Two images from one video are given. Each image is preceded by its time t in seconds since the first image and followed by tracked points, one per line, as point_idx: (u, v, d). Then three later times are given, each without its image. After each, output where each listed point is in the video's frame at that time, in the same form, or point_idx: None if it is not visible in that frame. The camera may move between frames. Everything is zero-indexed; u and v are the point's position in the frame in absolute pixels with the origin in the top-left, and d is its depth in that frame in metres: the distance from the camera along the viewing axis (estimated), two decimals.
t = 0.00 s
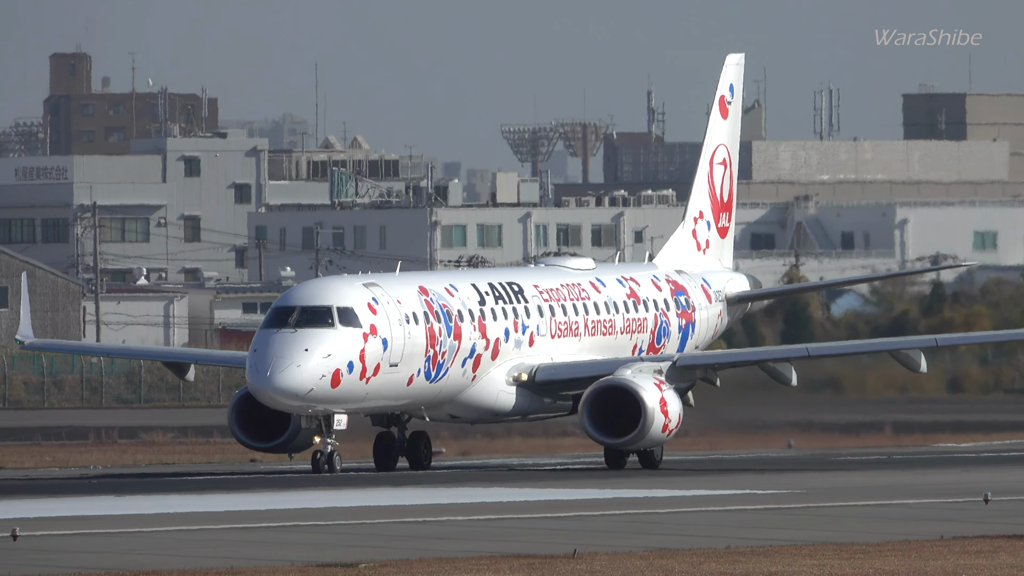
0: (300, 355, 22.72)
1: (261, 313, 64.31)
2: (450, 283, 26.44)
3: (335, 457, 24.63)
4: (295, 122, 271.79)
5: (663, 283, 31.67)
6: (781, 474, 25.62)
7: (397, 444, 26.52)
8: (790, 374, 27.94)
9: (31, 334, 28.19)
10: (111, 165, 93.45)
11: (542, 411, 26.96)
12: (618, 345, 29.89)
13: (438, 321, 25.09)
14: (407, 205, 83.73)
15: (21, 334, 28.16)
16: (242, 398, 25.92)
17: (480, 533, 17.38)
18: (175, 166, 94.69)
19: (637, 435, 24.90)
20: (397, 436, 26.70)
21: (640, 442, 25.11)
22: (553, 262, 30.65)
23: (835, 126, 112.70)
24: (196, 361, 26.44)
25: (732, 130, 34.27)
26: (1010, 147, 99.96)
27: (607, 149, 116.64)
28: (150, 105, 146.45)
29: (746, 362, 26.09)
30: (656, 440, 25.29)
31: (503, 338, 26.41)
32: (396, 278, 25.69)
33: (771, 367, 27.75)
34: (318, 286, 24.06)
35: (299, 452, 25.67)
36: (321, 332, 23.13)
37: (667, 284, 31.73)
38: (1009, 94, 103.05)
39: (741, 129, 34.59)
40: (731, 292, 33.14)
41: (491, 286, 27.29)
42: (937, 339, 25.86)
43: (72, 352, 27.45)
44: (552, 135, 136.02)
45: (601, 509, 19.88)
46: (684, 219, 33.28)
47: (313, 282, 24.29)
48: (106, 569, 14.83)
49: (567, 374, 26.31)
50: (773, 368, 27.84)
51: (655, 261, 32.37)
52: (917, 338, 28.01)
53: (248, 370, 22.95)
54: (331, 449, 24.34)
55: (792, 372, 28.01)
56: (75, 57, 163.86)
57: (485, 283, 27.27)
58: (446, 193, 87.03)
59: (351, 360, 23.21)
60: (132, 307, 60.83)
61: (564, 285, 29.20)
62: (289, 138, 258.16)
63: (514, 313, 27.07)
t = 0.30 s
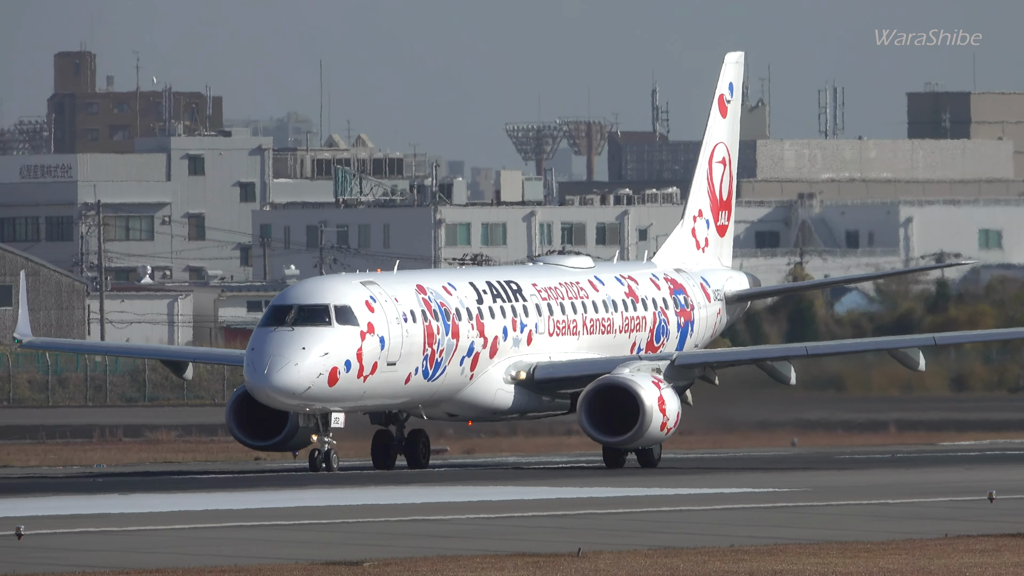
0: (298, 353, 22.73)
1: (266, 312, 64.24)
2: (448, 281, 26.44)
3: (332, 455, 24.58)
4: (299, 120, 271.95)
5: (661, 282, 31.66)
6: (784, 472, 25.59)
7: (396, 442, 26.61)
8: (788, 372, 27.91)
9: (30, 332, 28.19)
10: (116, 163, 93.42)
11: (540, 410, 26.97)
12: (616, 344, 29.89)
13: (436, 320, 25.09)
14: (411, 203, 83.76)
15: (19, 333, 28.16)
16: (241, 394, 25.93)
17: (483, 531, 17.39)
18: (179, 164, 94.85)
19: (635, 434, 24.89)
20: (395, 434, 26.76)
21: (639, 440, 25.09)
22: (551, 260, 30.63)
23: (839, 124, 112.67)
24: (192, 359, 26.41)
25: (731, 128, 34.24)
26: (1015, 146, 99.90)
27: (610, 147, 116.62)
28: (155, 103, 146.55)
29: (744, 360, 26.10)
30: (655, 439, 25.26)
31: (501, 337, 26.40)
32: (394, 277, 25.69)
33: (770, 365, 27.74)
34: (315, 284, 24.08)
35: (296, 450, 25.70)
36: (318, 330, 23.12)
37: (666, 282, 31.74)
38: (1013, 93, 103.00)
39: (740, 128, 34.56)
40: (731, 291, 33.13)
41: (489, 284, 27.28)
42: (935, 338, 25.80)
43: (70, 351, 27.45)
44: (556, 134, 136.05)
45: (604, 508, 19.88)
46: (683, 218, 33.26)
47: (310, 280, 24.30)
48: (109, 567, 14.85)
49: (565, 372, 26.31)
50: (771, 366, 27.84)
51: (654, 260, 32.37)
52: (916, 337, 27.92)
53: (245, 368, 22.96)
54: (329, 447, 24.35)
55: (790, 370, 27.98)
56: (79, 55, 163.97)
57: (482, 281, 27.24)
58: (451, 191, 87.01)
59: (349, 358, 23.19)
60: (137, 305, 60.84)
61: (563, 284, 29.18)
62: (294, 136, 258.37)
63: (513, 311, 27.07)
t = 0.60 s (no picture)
0: (294, 352, 22.73)
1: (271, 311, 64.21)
2: (445, 280, 26.45)
3: (330, 455, 24.62)
4: (304, 119, 272.12)
5: (660, 281, 31.67)
6: (787, 470, 25.57)
7: (394, 442, 26.62)
8: (786, 372, 27.80)
9: (28, 332, 28.16)
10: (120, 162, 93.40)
11: (538, 409, 26.97)
12: (614, 342, 29.88)
13: (434, 318, 25.09)
14: (415, 202, 83.81)
15: (17, 332, 28.12)
16: (238, 393, 25.92)
17: (488, 530, 17.39)
18: (184, 163, 94.93)
19: (632, 433, 24.89)
20: (393, 434, 26.78)
21: (636, 440, 25.09)
22: (550, 259, 30.63)
23: (844, 123, 112.65)
24: (191, 358, 26.39)
25: (730, 127, 34.21)
26: (1019, 144, 99.85)
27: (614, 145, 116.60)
28: (159, 102, 146.58)
29: (743, 359, 26.12)
30: (653, 438, 25.26)
31: (498, 336, 26.40)
32: (392, 276, 25.71)
33: (768, 364, 27.71)
34: (311, 284, 24.10)
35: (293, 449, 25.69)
36: (315, 329, 23.13)
37: (664, 281, 31.74)
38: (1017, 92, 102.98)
39: (739, 127, 34.54)
40: (729, 290, 33.13)
41: (487, 283, 27.29)
42: (933, 338, 25.78)
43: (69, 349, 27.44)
44: (560, 132, 136.09)
45: (607, 507, 19.88)
46: (682, 217, 33.24)
47: (307, 280, 24.31)
48: (114, 566, 14.85)
49: (563, 371, 26.30)
50: (769, 365, 27.76)
51: (652, 259, 32.36)
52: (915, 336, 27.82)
53: (243, 367, 22.95)
54: (326, 447, 24.42)
55: (788, 369, 27.85)
56: (83, 54, 163.99)
57: (480, 280, 27.24)
58: (455, 190, 87.07)
59: (345, 357, 23.19)
60: (141, 304, 60.78)
61: (561, 283, 29.17)
62: (298, 134, 258.56)
63: (510, 310, 27.07)
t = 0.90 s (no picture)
0: (290, 351, 22.72)
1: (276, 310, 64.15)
2: (442, 280, 26.45)
3: (325, 454, 24.67)
4: (308, 118, 272.24)
5: (657, 280, 31.67)
6: (789, 470, 25.54)
7: (390, 441, 26.60)
8: (784, 372, 27.47)
9: (25, 331, 28.11)
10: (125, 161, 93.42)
11: (535, 409, 26.93)
12: (612, 342, 29.87)
13: (430, 318, 25.10)
14: (420, 201, 83.82)
15: (14, 331, 28.09)
16: (235, 393, 25.92)
17: (492, 530, 17.40)
18: (188, 162, 95.06)
19: (629, 433, 24.89)
20: (390, 432, 26.76)
21: (633, 439, 25.09)
22: (547, 259, 30.63)
23: (848, 123, 112.55)
24: (187, 357, 26.37)
25: (728, 127, 34.22)
26: None
27: (618, 145, 116.58)
28: (163, 101, 146.63)
29: (739, 359, 26.13)
30: (650, 437, 25.25)
31: (495, 335, 26.39)
32: (388, 275, 25.72)
33: (765, 364, 27.59)
34: (307, 284, 24.10)
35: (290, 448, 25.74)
36: (311, 328, 23.13)
37: (662, 280, 31.74)
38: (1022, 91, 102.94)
39: (737, 126, 34.54)
40: (727, 289, 33.14)
41: (483, 282, 27.30)
42: (930, 337, 25.80)
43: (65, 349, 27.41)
44: (564, 132, 136.13)
45: (609, 506, 19.86)
46: (679, 216, 33.21)
47: (303, 279, 24.31)
48: (117, 565, 14.84)
49: (560, 370, 26.28)
50: (764, 365, 27.58)
51: (650, 259, 32.36)
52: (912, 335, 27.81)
53: (238, 366, 22.93)
54: (322, 446, 24.41)
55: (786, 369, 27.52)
56: (87, 54, 164.08)
57: (476, 280, 27.23)
58: (460, 189, 87.03)
59: (341, 357, 23.20)
60: (146, 304, 60.88)
61: (558, 282, 29.17)
62: (302, 134, 258.63)
63: (507, 309, 27.07)
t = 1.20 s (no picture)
0: (286, 351, 22.73)
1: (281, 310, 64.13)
2: (438, 279, 26.44)
3: (321, 454, 24.53)
4: (313, 117, 272.33)
5: (654, 280, 31.67)
6: (794, 470, 25.50)
7: (387, 440, 26.55)
8: (780, 371, 27.41)
9: (22, 330, 28.07)
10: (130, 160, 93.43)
11: (531, 408, 26.93)
12: (608, 342, 29.86)
13: (426, 317, 25.08)
14: (424, 200, 83.84)
15: (11, 331, 28.06)
16: (230, 392, 25.91)
17: (495, 529, 17.41)
18: (193, 161, 95.16)
19: (625, 432, 24.87)
20: (386, 432, 26.69)
21: (629, 439, 25.07)
22: (544, 258, 30.60)
23: (853, 122, 112.39)
24: (183, 357, 26.37)
25: (726, 126, 34.20)
26: None
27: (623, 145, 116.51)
28: (168, 101, 146.63)
29: (736, 358, 26.12)
30: (645, 436, 25.24)
31: (491, 335, 26.38)
32: (384, 274, 25.73)
33: (762, 364, 27.53)
34: (303, 282, 24.08)
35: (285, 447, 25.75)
36: (307, 328, 23.13)
37: (659, 280, 31.74)
38: None
39: (734, 125, 34.52)
40: (724, 288, 33.12)
41: (479, 281, 27.27)
42: (927, 336, 25.73)
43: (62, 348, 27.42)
44: (569, 131, 136.12)
45: (613, 505, 19.86)
46: (677, 215, 33.17)
47: (298, 278, 24.31)
48: (121, 565, 14.86)
49: (556, 369, 26.27)
50: (760, 364, 27.53)
51: (648, 258, 32.35)
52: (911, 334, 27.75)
53: (233, 366, 22.95)
54: (317, 446, 24.28)
55: (783, 369, 27.49)
56: (92, 53, 164.14)
57: (473, 279, 27.21)
58: (464, 188, 87.06)
59: (337, 357, 23.20)
60: (151, 303, 60.95)
61: (554, 282, 29.16)
62: (307, 133, 258.69)
63: (503, 308, 27.05)
